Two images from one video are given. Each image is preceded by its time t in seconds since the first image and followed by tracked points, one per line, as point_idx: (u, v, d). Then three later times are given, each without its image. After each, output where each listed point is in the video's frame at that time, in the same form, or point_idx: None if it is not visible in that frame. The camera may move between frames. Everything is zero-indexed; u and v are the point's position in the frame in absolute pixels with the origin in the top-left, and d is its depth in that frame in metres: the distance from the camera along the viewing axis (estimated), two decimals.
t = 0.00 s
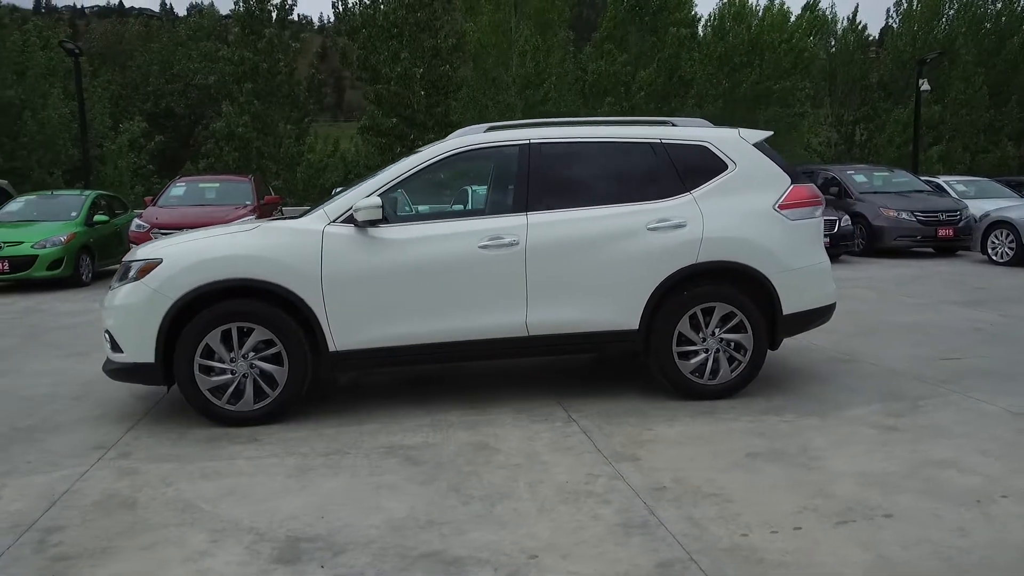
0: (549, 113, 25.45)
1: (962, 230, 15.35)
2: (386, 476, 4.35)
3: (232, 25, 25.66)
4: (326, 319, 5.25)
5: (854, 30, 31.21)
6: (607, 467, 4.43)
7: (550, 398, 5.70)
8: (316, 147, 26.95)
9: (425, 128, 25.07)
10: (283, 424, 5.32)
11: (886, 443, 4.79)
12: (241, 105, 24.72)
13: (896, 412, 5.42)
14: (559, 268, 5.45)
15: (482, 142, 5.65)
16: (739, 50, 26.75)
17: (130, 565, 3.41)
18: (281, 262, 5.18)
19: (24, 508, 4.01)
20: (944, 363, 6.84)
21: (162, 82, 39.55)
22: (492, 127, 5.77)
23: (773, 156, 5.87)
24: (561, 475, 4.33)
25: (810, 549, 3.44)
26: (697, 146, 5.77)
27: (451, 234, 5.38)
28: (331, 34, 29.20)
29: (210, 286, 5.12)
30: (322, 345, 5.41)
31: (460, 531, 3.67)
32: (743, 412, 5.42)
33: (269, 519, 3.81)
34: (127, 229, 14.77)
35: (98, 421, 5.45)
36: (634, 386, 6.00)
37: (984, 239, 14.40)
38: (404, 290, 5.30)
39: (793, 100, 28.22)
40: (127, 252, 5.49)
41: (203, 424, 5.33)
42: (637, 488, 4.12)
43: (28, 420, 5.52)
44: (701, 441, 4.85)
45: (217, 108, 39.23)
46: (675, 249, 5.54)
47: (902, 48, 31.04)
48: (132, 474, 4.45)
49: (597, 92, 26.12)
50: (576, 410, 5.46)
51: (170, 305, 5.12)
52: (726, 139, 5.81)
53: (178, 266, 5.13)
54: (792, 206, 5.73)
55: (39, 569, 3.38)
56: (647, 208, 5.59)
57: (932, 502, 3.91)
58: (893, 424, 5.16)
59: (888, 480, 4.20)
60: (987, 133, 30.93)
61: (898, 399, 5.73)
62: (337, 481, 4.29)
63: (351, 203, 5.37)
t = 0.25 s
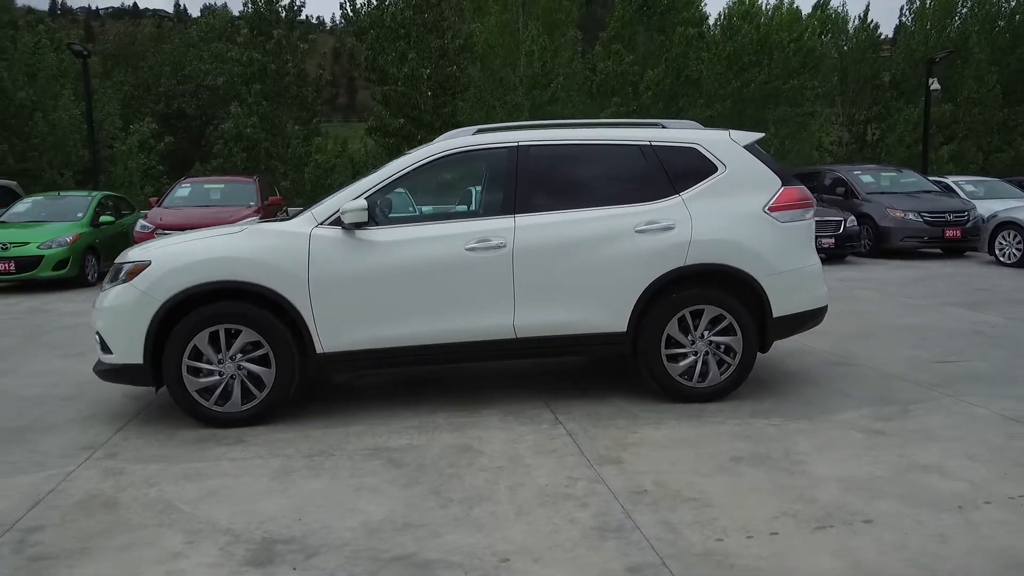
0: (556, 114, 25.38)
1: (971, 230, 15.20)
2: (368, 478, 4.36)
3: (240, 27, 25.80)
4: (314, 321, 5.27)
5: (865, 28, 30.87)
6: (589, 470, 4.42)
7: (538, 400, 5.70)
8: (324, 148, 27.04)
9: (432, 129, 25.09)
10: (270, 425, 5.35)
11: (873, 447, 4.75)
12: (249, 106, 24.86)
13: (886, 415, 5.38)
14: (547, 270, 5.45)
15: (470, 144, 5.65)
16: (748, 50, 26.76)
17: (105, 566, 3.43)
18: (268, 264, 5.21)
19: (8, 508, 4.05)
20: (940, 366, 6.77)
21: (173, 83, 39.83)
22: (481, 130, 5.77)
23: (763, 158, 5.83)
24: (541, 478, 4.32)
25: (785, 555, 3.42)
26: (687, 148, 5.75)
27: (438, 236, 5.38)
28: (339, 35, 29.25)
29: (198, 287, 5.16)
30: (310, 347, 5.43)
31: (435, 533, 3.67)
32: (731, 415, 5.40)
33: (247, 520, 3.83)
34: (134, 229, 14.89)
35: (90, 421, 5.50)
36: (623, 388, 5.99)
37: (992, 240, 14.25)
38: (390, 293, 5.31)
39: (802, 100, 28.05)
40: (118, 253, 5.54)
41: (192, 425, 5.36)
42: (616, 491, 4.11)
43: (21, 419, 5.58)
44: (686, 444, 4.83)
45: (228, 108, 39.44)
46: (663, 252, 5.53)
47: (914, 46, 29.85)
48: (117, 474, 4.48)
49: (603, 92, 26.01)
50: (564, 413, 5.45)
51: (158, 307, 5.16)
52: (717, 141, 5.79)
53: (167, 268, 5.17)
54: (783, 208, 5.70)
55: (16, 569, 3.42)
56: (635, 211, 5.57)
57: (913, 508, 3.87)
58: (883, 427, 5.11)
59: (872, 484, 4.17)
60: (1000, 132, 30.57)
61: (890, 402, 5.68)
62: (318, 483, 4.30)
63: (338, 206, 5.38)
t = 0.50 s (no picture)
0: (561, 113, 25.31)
1: (977, 230, 15.04)
2: (345, 477, 4.33)
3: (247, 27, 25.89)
4: (296, 319, 5.25)
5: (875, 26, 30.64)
6: (567, 470, 4.37)
7: (523, 400, 5.66)
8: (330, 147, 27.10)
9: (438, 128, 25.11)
10: (254, 423, 5.33)
11: (859, 448, 4.68)
12: (255, 106, 24.97)
13: (875, 416, 5.30)
14: (532, 269, 5.40)
15: (456, 141, 5.62)
16: (756, 47, 26.65)
17: (72, 562, 3.42)
18: (251, 262, 5.19)
19: None
20: (936, 366, 6.67)
21: (183, 83, 40.09)
22: (467, 127, 5.73)
23: (752, 155, 5.76)
24: (518, 478, 4.28)
25: (756, 556, 3.37)
26: (675, 146, 5.69)
27: (421, 234, 5.35)
28: (345, 34, 29.30)
29: (180, 285, 5.15)
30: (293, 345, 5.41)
31: (405, 533, 3.64)
32: (717, 415, 5.34)
33: (218, 519, 3.81)
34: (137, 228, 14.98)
35: (74, 419, 5.51)
36: (611, 388, 5.93)
37: (998, 239, 14.10)
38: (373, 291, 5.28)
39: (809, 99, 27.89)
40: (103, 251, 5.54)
41: (176, 424, 5.36)
42: (592, 492, 4.06)
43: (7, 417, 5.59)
44: (669, 444, 4.77)
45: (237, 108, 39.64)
46: (649, 250, 5.47)
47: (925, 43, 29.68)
48: (96, 472, 4.48)
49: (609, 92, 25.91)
50: (548, 412, 5.41)
51: (140, 305, 5.15)
52: (705, 138, 5.72)
53: (149, 266, 5.17)
54: (773, 206, 5.63)
55: None
56: (622, 208, 5.52)
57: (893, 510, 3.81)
58: (870, 428, 5.04)
59: (853, 486, 4.10)
60: (1012, 131, 30.23)
61: (880, 403, 5.60)
62: (294, 482, 4.28)
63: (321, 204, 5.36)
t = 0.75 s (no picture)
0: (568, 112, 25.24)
1: (984, 230, 14.86)
2: (321, 479, 4.31)
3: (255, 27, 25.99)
4: (279, 319, 5.23)
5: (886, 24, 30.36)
6: (544, 473, 4.33)
7: (508, 401, 5.62)
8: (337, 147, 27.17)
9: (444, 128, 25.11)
10: (237, 423, 5.33)
11: (844, 452, 4.61)
12: (263, 106, 25.08)
13: (864, 419, 5.22)
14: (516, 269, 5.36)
15: (441, 141, 5.59)
16: (766, 44, 26.49)
17: (39, 562, 3.42)
18: (233, 262, 5.18)
19: None
20: (932, 369, 6.57)
21: (193, 84, 40.37)
22: (453, 127, 5.70)
23: (741, 155, 5.70)
24: (495, 481, 4.24)
25: (727, 563, 3.31)
26: (662, 145, 5.63)
27: (404, 234, 5.32)
28: (353, 34, 29.33)
29: (162, 285, 5.15)
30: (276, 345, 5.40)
31: (374, 536, 3.60)
32: (702, 418, 5.28)
33: (189, 520, 3.79)
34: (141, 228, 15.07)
35: (60, 419, 5.52)
36: (598, 390, 5.89)
37: (1005, 240, 13.92)
38: (356, 291, 5.25)
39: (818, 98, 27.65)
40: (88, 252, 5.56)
41: (160, 424, 5.36)
42: (568, 495, 4.02)
43: None
44: (651, 447, 4.72)
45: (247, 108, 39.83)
46: (635, 250, 5.42)
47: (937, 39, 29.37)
48: (74, 472, 4.48)
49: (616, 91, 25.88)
50: (532, 414, 5.36)
51: (123, 305, 5.16)
52: (693, 137, 5.66)
53: (132, 266, 5.18)
54: (761, 205, 5.56)
55: None
56: (608, 208, 5.47)
57: (871, 516, 3.73)
58: (857, 432, 4.96)
59: (833, 491, 4.03)
60: None
61: (870, 406, 5.52)
62: (269, 483, 4.26)
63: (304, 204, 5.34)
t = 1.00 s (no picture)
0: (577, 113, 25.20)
1: (997, 231, 14.66)
2: (306, 481, 4.32)
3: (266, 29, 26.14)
4: (269, 321, 5.26)
5: (901, 22, 30.02)
6: (529, 477, 4.32)
7: (499, 404, 5.62)
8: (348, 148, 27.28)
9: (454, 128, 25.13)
10: (228, 425, 5.36)
11: (833, 457, 4.56)
12: (274, 107, 25.25)
13: (857, 424, 5.17)
14: (506, 271, 5.35)
15: (432, 143, 5.59)
16: (778, 43, 26.20)
17: (21, 562, 3.46)
18: (225, 264, 5.21)
19: None
20: (932, 373, 6.50)
21: (207, 85, 40.74)
22: (444, 129, 5.71)
23: (734, 156, 5.66)
24: (479, 484, 4.23)
25: (703, 569, 3.28)
26: (654, 147, 5.61)
27: (394, 236, 5.33)
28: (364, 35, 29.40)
29: (154, 287, 5.19)
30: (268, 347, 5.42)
31: (353, 539, 3.61)
32: (693, 421, 5.25)
33: (171, 522, 3.82)
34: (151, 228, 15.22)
35: (57, 419, 5.58)
36: (590, 393, 5.87)
37: (1018, 241, 13.73)
38: (346, 294, 5.27)
39: (832, 97, 27.30)
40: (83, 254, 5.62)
41: (153, 424, 5.40)
42: (550, 499, 4.01)
43: None
44: (639, 451, 4.70)
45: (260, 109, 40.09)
46: (626, 253, 5.39)
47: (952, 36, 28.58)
48: (64, 472, 4.52)
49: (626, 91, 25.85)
50: (522, 417, 5.36)
51: (115, 307, 5.20)
52: (685, 139, 5.63)
53: (124, 268, 5.22)
54: (754, 207, 5.52)
55: None
56: (599, 211, 5.45)
57: (854, 524, 3.69)
58: (848, 437, 4.91)
59: (818, 497, 3.99)
60: None
61: (865, 410, 5.47)
62: (255, 485, 4.28)
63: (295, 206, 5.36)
